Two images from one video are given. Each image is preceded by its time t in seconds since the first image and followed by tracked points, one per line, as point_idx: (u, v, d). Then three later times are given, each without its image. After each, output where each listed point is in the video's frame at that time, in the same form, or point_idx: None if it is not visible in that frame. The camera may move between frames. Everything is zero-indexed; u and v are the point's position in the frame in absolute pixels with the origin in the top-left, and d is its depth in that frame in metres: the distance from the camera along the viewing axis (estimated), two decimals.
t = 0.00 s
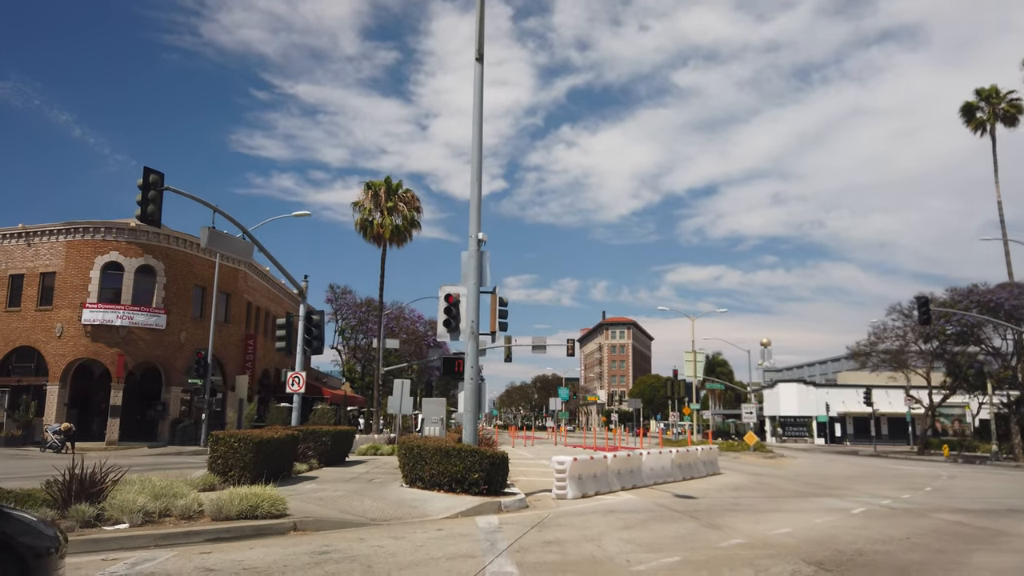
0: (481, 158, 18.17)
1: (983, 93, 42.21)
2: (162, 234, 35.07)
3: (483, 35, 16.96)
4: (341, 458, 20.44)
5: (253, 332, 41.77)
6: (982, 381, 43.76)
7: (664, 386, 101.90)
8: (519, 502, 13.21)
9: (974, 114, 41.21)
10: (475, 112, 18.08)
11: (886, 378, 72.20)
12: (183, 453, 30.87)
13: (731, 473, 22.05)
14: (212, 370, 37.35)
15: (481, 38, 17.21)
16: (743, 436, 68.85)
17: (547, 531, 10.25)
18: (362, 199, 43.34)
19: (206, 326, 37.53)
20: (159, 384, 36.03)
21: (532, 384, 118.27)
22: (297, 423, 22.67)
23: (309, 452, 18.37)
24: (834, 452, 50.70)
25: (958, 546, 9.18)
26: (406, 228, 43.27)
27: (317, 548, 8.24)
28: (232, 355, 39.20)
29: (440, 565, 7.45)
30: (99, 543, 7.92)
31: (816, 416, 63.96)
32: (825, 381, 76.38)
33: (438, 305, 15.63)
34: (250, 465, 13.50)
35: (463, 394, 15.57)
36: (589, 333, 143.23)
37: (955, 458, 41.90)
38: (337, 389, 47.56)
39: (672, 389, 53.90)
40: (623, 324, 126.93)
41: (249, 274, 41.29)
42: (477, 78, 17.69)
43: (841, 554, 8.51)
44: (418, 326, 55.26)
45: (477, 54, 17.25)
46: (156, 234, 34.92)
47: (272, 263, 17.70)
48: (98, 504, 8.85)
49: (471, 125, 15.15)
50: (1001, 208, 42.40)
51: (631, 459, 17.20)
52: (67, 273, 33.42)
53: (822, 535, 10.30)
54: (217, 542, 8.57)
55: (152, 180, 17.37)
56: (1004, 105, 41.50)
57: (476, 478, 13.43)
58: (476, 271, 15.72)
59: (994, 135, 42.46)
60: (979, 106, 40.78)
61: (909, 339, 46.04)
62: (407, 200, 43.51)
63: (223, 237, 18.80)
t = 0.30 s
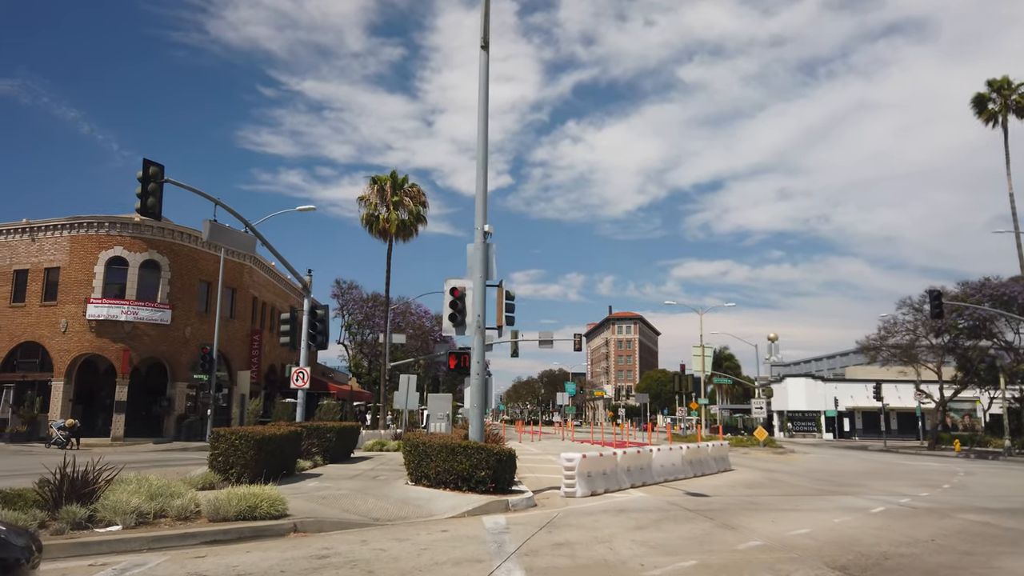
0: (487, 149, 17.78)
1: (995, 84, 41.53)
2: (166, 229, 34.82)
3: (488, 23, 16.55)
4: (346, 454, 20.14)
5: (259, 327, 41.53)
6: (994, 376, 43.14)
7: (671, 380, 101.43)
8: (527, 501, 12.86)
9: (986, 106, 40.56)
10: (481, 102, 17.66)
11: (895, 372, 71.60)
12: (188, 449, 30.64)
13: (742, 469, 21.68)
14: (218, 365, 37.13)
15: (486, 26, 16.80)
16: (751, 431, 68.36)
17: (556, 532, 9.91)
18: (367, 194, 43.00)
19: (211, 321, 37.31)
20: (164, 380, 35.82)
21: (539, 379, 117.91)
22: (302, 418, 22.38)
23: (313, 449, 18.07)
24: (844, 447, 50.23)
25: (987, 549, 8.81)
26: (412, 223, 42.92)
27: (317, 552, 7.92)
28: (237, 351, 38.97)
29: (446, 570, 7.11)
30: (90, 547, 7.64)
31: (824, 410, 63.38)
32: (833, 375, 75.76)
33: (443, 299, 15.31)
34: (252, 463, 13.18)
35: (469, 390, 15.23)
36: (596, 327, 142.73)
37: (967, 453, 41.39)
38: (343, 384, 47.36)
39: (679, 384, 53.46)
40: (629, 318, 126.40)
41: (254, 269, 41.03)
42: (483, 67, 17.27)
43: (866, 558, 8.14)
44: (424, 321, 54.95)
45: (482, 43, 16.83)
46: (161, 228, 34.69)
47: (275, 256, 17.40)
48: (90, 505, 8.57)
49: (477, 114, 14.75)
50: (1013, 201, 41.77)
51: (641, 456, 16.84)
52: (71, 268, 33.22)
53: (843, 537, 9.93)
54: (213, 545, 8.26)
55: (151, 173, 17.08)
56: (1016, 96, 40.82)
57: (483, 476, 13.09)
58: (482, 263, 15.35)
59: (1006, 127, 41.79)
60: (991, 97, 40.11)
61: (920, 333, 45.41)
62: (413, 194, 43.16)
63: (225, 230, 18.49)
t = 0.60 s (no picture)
0: (504, 138, 17.44)
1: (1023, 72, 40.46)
2: (185, 224, 34.84)
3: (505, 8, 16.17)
4: (363, 448, 19.93)
5: (277, 322, 41.54)
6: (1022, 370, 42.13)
7: (690, 375, 100.65)
8: (547, 496, 12.54)
9: (1013, 95, 39.53)
10: (497, 90, 17.31)
11: (919, 367, 70.46)
12: (207, 443, 30.63)
13: (766, 464, 21.22)
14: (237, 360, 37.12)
15: (503, 12, 16.43)
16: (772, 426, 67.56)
17: (577, 529, 9.58)
18: (385, 188, 42.81)
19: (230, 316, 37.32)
20: (183, 374, 35.87)
21: (557, 374, 117.51)
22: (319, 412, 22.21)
23: (331, 443, 17.87)
24: (867, 443, 49.45)
25: None
26: (430, 217, 42.67)
27: (330, 549, 7.66)
28: (256, 345, 38.97)
29: (463, 569, 6.81)
30: (97, 542, 7.46)
31: (846, 405, 62.44)
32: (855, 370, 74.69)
33: (460, 290, 15.01)
34: (266, 456, 13.01)
35: (487, 383, 14.92)
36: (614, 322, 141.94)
37: (994, 449, 40.48)
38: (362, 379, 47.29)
39: (699, 378, 52.86)
40: (647, 313, 125.56)
41: (272, 264, 41.00)
42: (500, 55, 16.92)
43: (906, 559, 7.73)
44: (442, 315, 54.76)
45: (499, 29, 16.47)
46: (179, 223, 34.72)
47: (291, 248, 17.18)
48: (98, 500, 8.43)
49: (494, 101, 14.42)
50: None
51: (663, 450, 16.44)
52: (91, 263, 33.33)
53: (878, 535, 9.52)
54: (223, 542, 8.05)
55: (167, 164, 16.95)
56: None
57: (502, 471, 12.78)
58: (500, 254, 15.02)
59: None
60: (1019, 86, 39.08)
61: (945, 327, 44.44)
62: (430, 189, 42.92)
63: (240, 222, 18.30)
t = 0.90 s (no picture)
0: (518, 129, 17.02)
1: None
2: (198, 220, 34.71)
3: None
4: (376, 446, 19.63)
5: (291, 318, 41.39)
6: None
7: (707, 371, 99.87)
8: (563, 497, 12.15)
9: None
10: (511, 79, 16.88)
11: (942, 363, 69.31)
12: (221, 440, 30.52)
13: (788, 463, 20.70)
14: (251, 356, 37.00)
15: None
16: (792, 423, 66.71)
17: (595, 532, 9.19)
18: (399, 184, 42.53)
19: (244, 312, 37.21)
20: (198, 371, 35.80)
21: (573, 370, 116.96)
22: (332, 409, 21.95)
23: (343, 441, 17.57)
24: (889, 440, 48.66)
25: None
26: (444, 213, 42.32)
27: (335, 555, 7.32)
28: (270, 342, 38.85)
29: None
30: (94, 548, 7.15)
31: (867, 402, 61.51)
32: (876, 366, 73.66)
33: (473, 284, 14.64)
34: (274, 455, 12.69)
35: (501, 380, 14.53)
36: (630, 318, 141.27)
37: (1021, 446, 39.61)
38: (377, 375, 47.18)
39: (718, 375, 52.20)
40: (664, 309, 124.76)
41: (286, 260, 40.84)
42: (514, 43, 16.50)
43: (946, 569, 7.27)
44: (457, 311, 54.43)
45: (513, 16, 16.02)
46: (193, 219, 34.59)
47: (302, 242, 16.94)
48: (97, 503, 8.12)
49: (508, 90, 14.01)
50: None
51: (682, 449, 15.99)
52: (105, 260, 33.32)
53: (913, 540, 9.06)
54: (225, 546, 7.74)
55: (175, 157, 16.67)
56: None
57: (516, 471, 12.39)
58: (514, 247, 14.61)
59: None
60: None
61: (970, 322, 43.51)
62: (444, 184, 42.57)
63: (250, 216, 18.01)
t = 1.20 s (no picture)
0: (535, 118, 16.60)
1: None
2: (216, 215, 34.65)
3: None
4: (393, 442, 19.33)
5: (310, 314, 41.29)
6: None
7: (729, 366, 98.84)
8: (582, 495, 11.74)
9: None
10: (527, 65, 16.45)
11: (970, 357, 67.95)
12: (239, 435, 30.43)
13: (814, 459, 20.13)
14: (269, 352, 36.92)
15: None
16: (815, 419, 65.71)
17: (615, 533, 8.77)
18: (417, 178, 42.25)
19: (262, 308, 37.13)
20: (216, 366, 35.80)
21: (592, 365, 116.32)
22: (348, 404, 21.70)
23: (358, 437, 17.27)
24: (916, 435, 47.69)
25: None
26: (462, 207, 41.96)
27: (342, 556, 6.97)
28: (289, 338, 38.75)
29: None
30: (91, 548, 6.87)
31: (893, 397, 60.40)
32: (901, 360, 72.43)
33: (489, 276, 14.26)
34: (287, 452, 12.40)
35: (518, 374, 14.14)
36: (650, 313, 140.25)
37: None
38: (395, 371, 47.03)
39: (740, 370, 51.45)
40: (684, 304, 123.70)
41: (304, 255, 40.70)
42: (530, 29, 16.06)
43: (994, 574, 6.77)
44: (476, 306, 54.12)
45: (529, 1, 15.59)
46: (210, 214, 34.52)
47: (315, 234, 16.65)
48: (98, 500, 7.85)
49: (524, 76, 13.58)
50: None
51: (706, 445, 15.52)
52: (124, 255, 33.37)
53: (954, 542, 8.55)
54: (229, 547, 7.43)
55: (187, 150, 16.46)
56: None
57: (533, 467, 11.99)
58: (531, 238, 14.21)
59: None
60: None
61: (999, 315, 42.45)
62: (462, 178, 42.21)
63: (264, 209, 17.77)
